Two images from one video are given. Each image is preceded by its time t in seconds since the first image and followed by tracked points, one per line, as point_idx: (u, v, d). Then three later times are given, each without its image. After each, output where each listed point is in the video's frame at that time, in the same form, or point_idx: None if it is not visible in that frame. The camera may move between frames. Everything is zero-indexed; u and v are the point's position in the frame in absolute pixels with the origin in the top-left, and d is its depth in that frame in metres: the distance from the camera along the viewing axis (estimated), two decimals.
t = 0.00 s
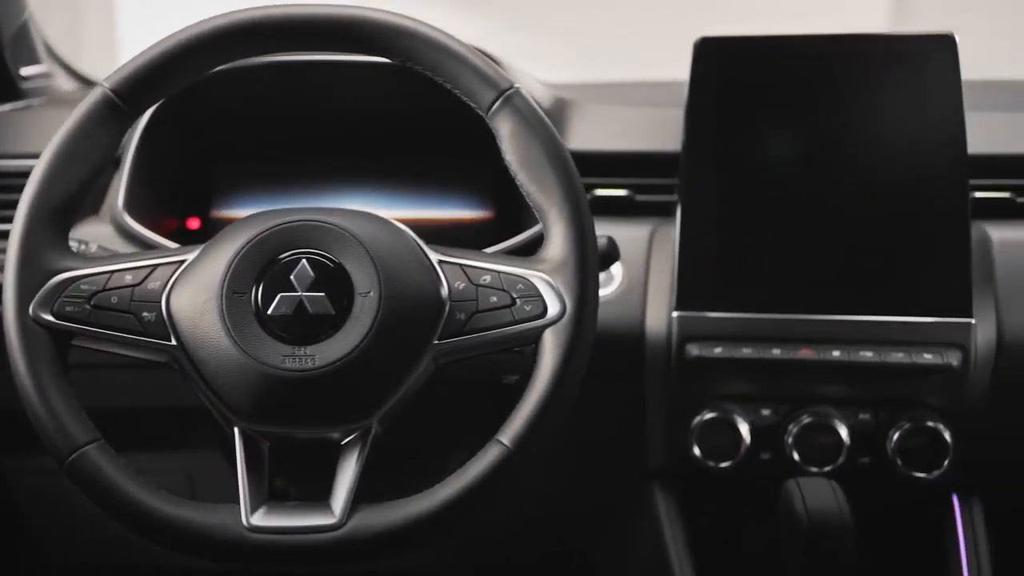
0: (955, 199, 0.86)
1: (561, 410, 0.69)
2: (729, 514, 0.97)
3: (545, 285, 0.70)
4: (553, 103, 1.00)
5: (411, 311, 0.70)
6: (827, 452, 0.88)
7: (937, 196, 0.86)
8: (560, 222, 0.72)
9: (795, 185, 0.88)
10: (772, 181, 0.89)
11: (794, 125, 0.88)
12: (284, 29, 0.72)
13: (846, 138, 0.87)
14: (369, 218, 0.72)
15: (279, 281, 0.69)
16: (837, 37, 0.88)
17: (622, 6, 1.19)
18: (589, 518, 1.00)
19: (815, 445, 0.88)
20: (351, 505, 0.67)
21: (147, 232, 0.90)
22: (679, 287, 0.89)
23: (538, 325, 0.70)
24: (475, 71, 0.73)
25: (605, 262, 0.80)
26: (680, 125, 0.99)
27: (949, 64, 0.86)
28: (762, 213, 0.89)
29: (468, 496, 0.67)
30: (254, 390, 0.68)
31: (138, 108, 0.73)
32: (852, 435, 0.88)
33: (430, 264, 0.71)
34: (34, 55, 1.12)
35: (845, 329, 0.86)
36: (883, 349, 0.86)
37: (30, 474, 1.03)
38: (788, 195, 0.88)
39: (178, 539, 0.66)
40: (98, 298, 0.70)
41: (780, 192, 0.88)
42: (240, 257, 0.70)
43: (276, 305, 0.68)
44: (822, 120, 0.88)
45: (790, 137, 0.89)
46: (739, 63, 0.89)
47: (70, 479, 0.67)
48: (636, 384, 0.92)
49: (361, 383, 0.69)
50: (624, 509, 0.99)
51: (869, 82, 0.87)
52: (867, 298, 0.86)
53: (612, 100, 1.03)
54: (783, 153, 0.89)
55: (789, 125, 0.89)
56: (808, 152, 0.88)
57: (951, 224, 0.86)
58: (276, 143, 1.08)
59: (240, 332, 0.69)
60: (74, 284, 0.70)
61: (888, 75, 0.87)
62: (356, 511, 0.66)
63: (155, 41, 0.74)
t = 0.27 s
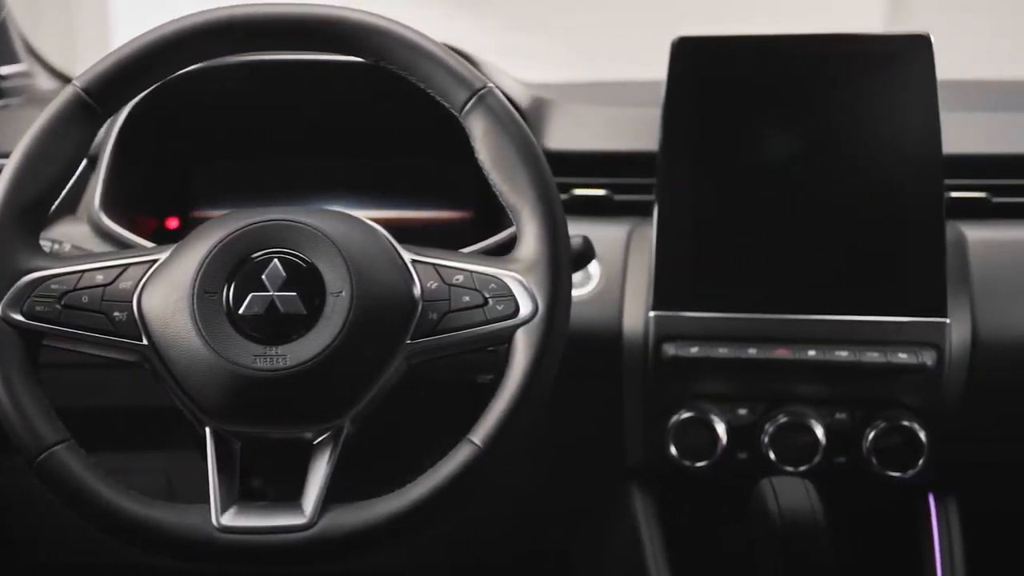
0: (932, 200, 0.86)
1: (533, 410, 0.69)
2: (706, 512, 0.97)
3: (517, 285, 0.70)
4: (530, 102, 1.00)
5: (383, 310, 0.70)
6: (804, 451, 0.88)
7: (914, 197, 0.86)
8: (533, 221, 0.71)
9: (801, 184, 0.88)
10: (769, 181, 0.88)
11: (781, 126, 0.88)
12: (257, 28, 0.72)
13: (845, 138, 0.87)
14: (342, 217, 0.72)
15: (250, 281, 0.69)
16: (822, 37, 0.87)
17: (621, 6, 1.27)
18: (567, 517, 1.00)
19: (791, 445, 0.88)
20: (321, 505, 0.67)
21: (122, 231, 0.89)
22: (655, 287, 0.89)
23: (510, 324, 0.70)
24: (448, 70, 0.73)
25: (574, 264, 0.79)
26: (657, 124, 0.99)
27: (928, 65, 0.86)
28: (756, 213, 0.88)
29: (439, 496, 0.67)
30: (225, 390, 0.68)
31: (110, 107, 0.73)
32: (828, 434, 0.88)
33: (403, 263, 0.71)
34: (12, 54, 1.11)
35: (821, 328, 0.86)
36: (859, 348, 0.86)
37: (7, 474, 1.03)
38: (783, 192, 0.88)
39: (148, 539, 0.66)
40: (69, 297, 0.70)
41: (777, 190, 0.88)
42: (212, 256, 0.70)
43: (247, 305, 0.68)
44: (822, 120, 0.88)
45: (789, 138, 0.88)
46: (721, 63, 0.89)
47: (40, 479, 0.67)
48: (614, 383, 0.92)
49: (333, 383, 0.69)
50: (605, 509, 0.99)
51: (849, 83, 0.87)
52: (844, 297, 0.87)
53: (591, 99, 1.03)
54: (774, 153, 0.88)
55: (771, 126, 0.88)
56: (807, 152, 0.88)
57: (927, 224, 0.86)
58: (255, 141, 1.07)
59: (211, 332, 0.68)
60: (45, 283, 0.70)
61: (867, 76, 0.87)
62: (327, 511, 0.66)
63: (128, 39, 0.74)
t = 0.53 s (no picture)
0: (907, 201, 0.86)
1: (503, 409, 0.69)
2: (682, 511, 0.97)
3: (488, 284, 0.70)
4: (507, 102, 1.00)
5: (355, 310, 0.69)
6: (779, 451, 0.88)
7: (890, 198, 0.86)
8: (504, 220, 0.71)
9: (802, 184, 0.88)
10: (769, 181, 0.88)
11: (775, 126, 0.88)
12: (228, 27, 0.72)
13: (846, 138, 0.87)
14: (314, 217, 0.71)
15: (221, 280, 0.69)
16: (800, 37, 0.87)
17: (621, 6, 1.25)
18: (546, 516, 1.00)
19: (767, 445, 0.88)
20: (291, 505, 0.66)
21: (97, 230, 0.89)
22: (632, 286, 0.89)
23: (481, 324, 0.70)
24: (420, 70, 0.73)
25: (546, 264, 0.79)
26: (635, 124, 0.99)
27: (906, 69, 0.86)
28: (756, 213, 0.88)
29: (409, 495, 0.67)
30: (194, 389, 0.68)
31: (80, 106, 0.73)
32: (803, 434, 0.89)
33: (376, 263, 0.71)
34: None
35: (797, 328, 0.87)
36: (834, 347, 0.86)
37: None
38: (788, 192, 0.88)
39: (116, 539, 0.66)
40: (38, 297, 0.70)
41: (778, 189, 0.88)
42: (182, 256, 0.70)
43: (217, 305, 0.68)
44: (823, 120, 0.87)
45: (790, 137, 0.88)
46: (700, 62, 0.88)
47: (8, 479, 0.67)
48: (591, 382, 0.93)
49: (303, 382, 0.69)
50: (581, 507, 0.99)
51: (828, 86, 0.87)
52: (819, 297, 0.87)
53: (570, 97, 1.03)
54: (774, 152, 0.88)
55: (756, 126, 0.88)
56: (808, 151, 0.88)
57: (902, 225, 0.86)
58: (234, 140, 1.07)
59: (181, 331, 0.68)
60: (14, 283, 0.70)
61: (845, 77, 0.87)
62: (297, 511, 0.66)
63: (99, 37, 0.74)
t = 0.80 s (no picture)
0: (886, 201, 0.86)
1: (480, 409, 0.69)
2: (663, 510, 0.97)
3: (465, 284, 0.70)
4: (490, 102, 0.99)
5: (331, 310, 0.69)
6: (759, 451, 0.88)
7: (870, 198, 0.86)
8: (481, 220, 0.71)
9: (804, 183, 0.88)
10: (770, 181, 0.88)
11: (769, 129, 0.88)
12: (203, 27, 0.72)
13: (845, 138, 0.87)
14: (291, 217, 0.71)
15: (197, 280, 0.68)
16: (780, 36, 0.86)
17: (621, 7, 1.20)
18: (529, 516, 0.99)
19: (747, 445, 0.88)
20: (267, 504, 0.66)
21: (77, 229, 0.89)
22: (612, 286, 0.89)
23: (458, 324, 0.70)
24: (398, 69, 0.73)
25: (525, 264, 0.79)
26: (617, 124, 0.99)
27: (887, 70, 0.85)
28: (757, 213, 0.89)
29: (385, 496, 0.67)
30: (170, 389, 0.68)
31: (56, 105, 0.73)
32: (783, 433, 0.89)
33: (354, 263, 0.71)
34: None
35: (776, 328, 0.87)
36: (813, 347, 0.86)
37: None
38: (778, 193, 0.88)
39: (91, 539, 0.66)
40: (13, 296, 0.70)
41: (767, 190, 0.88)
42: (158, 256, 0.69)
43: (193, 305, 0.68)
44: (818, 120, 0.87)
45: (790, 138, 0.88)
46: (682, 63, 0.88)
47: None
48: (572, 383, 0.94)
49: (279, 382, 0.69)
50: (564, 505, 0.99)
51: (809, 88, 0.87)
52: (799, 297, 0.87)
53: (551, 97, 1.02)
54: (774, 152, 0.89)
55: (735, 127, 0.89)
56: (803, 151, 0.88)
57: (882, 226, 0.86)
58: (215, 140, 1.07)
59: (157, 331, 0.68)
60: None
61: (826, 79, 0.87)
62: (273, 511, 0.66)
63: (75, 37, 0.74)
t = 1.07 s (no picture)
0: (863, 202, 0.86)
1: (453, 409, 0.69)
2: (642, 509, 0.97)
3: (439, 284, 0.70)
4: (469, 102, 1.00)
5: (305, 310, 0.69)
6: (737, 450, 0.88)
7: (847, 198, 0.87)
8: (455, 220, 0.71)
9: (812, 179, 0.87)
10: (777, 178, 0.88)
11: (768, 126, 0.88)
12: (177, 26, 0.72)
13: (835, 135, 0.87)
14: (265, 217, 0.71)
15: (170, 280, 0.68)
16: (767, 36, 0.87)
17: (623, 6, 1.23)
18: (508, 515, 1.00)
19: (725, 445, 0.88)
20: (239, 505, 0.66)
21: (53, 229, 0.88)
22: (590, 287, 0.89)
23: (432, 324, 0.69)
24: (373, 69, 0.73)
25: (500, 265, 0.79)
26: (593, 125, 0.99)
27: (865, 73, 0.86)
28: (762, 211, 0.89)
29: (357, 496, 0.67)
30: (142, 390, 0.68)
31: (30, 103, 0.73)
32: (761, 433, 0.89)
33: (328, 264, 0.71)
34: None
35: (754, 328, 0.87)
36: (791, 347, 0.86)
37: None
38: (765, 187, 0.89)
39: (63, 539, 0.66)
40: None
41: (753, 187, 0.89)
42: (131, 256, 0.69)
43: (166, 305, 0.68)
44: (813, 117, 0.87)
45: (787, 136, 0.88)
46: (661, 65, 0.88)
47: None
48: (551, 382, 0.94)
49: (252, 382, 0.69)
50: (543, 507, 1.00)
51: (788, 90, 0.88)
52: (777, 297, 0.87)
53: (532, 97, 1.03)
54: (773, 152, 0.89)
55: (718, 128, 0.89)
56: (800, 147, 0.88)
57: (859, 226, 0.86)
58: (196, 140, 1.07)
59: (129, 331, 0.68)
60: None
61: (805, 81, 0.87)
62: (245, 511, 0.66)
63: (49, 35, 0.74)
